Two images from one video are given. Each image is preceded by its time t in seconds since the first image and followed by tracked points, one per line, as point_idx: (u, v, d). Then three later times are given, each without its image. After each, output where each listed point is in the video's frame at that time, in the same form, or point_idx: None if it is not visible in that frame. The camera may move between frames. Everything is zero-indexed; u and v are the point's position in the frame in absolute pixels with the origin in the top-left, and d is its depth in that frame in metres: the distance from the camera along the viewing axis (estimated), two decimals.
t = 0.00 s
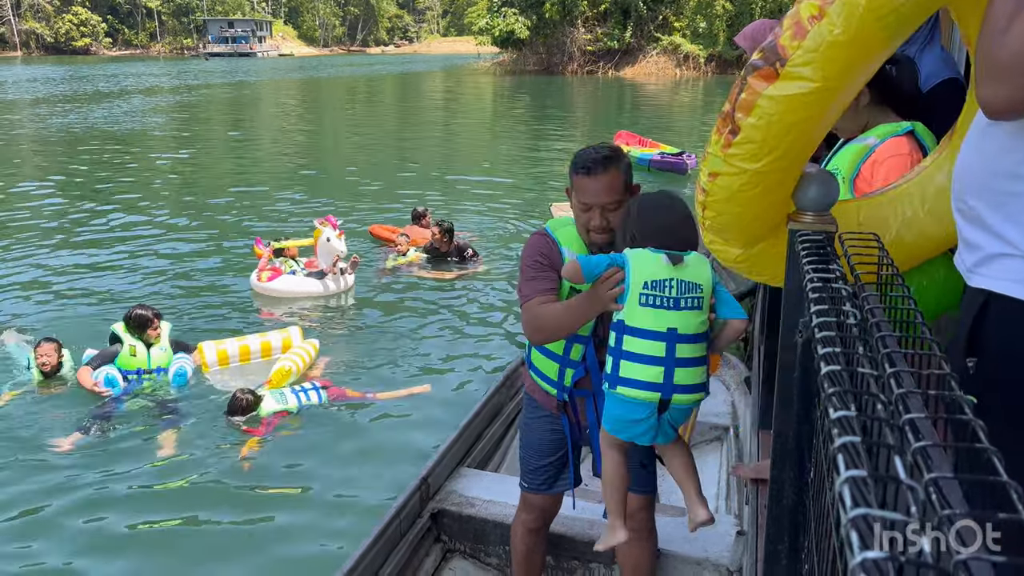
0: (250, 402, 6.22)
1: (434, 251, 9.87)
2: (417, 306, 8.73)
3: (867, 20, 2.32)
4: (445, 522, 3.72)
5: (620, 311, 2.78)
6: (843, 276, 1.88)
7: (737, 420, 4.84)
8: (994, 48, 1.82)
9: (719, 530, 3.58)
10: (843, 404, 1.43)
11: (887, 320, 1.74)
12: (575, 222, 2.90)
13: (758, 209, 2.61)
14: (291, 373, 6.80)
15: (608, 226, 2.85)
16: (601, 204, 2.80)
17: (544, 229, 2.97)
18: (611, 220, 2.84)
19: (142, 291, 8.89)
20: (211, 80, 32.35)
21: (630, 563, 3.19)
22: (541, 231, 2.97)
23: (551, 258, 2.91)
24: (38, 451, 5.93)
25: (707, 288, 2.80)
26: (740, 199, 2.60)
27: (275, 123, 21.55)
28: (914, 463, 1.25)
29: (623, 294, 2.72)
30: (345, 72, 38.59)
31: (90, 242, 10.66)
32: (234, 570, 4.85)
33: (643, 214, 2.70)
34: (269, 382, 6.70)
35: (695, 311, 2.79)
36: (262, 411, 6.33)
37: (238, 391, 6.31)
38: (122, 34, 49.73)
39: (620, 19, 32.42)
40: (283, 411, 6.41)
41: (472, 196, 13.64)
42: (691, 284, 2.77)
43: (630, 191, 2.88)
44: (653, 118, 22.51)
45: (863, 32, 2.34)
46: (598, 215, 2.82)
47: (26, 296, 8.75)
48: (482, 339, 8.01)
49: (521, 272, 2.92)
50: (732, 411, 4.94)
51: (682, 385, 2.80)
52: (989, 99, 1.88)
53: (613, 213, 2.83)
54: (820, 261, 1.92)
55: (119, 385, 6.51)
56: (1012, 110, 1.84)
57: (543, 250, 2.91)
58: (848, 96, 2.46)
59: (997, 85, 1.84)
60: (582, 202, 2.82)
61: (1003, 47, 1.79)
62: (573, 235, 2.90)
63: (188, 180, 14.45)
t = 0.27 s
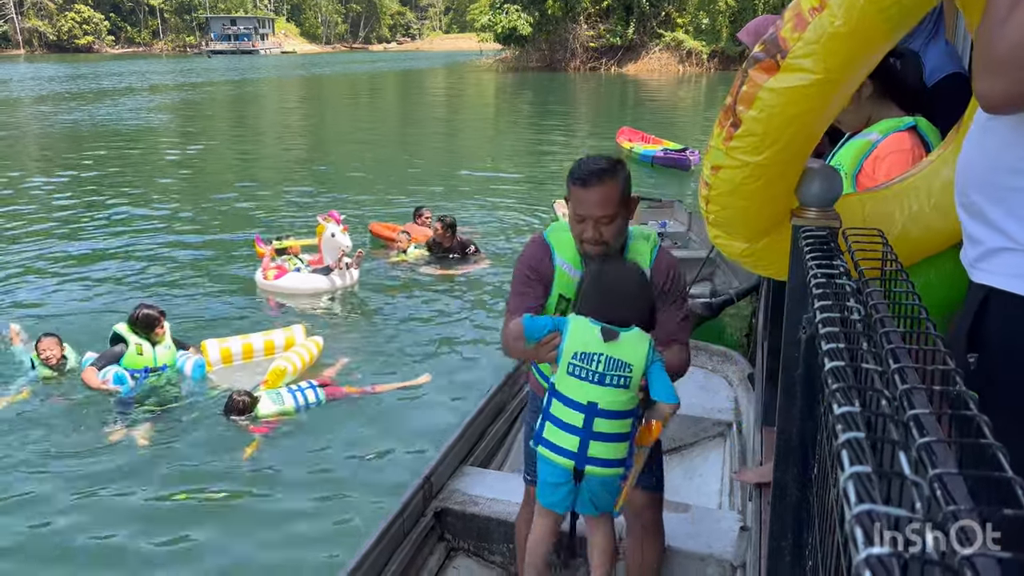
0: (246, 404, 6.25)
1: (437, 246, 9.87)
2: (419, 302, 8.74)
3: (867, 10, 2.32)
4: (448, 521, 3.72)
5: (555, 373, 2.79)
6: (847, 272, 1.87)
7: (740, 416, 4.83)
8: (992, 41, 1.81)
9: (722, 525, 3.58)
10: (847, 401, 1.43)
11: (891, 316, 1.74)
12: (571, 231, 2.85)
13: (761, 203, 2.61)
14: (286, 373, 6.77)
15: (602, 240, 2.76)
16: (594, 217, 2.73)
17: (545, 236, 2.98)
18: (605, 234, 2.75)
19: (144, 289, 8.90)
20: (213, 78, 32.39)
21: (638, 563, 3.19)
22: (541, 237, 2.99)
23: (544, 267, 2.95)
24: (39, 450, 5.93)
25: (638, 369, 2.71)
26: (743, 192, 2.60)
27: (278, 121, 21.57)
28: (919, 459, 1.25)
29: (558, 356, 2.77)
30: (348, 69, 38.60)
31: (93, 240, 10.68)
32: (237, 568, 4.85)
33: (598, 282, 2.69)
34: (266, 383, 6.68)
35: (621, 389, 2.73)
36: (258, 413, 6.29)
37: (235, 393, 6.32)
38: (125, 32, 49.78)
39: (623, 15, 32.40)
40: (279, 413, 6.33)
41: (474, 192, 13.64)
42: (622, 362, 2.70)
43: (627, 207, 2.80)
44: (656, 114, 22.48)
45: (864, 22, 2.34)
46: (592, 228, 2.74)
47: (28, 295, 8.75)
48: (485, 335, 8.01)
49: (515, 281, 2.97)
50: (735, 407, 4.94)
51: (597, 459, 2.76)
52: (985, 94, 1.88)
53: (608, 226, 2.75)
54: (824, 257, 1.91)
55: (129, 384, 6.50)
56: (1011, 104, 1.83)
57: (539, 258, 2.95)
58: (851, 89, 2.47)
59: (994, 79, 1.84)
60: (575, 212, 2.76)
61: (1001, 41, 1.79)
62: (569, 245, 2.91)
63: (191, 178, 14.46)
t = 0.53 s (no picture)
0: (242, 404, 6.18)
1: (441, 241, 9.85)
2: (421, 299, 8.73)
3: None
4: (451, 518, 3.73)
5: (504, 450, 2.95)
6: (850, 269, 1.87)
7: (742, 412, 4.83)
8: (992, 36, 1.81)
9: (724, 522, 3.58)
10: (850, 396, 1.43)
11: (895, 312, 1.73)
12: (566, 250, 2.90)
13: (765, 196, 2.61)
14: (282, 373, 6.67)
15: (594, 261, 2.82)
16: (590, 238, 2.78)
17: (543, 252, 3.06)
18: (599, 255, 2.81)
19: (146, 286, 8.90)
20: (215, 76, 32.40)
21: (642, 561, 3.18)
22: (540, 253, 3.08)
23: (540, 285, 3.06)
24: (41, 447, 5.93)
25: (577, 457, 2.78)
26: (746, 185, 2.60)
27: (280, 118, 21.58)
28: (922, 455, 1.24)
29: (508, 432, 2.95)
30: (350, 67, 38.57)
31: (96, 237, 10.69)
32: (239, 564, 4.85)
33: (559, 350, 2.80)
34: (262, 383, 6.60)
35: (561, 475, 2.81)
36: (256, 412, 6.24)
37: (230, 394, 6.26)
38: (127, 30, 49.81)
39: (625, 11, 32.34)
40: (277, 410, 6.30)
41: (476, 189, 13.63)
42: (560, 448, 2.79)
43: (623, 231, 2.85)
44: (658, 111, 22.44)
45: (865, 15, 2.35)
46: (586, 250, 2.80)
47: (30, 292, 8.76)
48: (487, 332, 8.01)
49: (515, 297, 3.11)
50: (737, 404, 4.94)
51: (535, 538, 2.86)
52: (985, 88, 1.87)
53: (602, 248, 2.80)
54: (827, 253, 1.91)
55: (133, 381, 6.52)
56: (1012, 99, 1.83)
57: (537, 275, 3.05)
58: (853, 83, 2.47)
59: (993, 74, 1.84)
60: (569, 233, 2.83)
61: (1001, 35, 1.78)
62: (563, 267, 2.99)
63: (193, 175, 14.47)
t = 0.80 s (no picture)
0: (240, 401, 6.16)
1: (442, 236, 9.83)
2: (423, 296, 8.73)
3: None
4: (453, 516, 3.72)
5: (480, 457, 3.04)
6: (853, 265, 1.86)
7: (743, 408, 4.83)
8: (996, 30, 1.80)
9: (726, 519, 3.57)
10: (853, 392, 1.42)
11: (897, 309, 1.73)
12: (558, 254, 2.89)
13: (767, 191, 2.60)
14: (277, 370, 6.60)
15: (587, 263, 2.80)
16: (582, 240, 2.77)
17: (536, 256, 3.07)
18: (592, 257, 2.79)
19: (147, 285, 8.88)
20: (217, 74, 32.40)
21: (641, 559, 3.18)
22: (532, 260, 3.08)
23: (532, 292, 3.07)
24: (42, 446, 5.93)
25: (547, 461, 2.83)
26: (748, 178, 2.60)
27: (282, 116, 21.59)
28: (926, 451, 1.23)
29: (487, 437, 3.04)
30: (351, 64, 38.57)
31: (97, 235, 10.70)
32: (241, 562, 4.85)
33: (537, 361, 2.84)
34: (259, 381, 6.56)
35: (531, 480, 2.86)
36: (253, 410, 6.21)
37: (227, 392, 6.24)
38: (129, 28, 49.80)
39: (627, 8, 32.29)
40: (276, 406, 6.29)
41: (478, 186, 13.62)
42: (532, 452, 2.85)
43: (616, 235, 2.85)
44: (661, 108, 22.39)
45: (866, 8, 2.35)
46: (578, 252, 2.79)
47: (31, 290, 8.75)
48: (488, 329, 8.00)
49: (509, 301, 3.12)
50: (738, 400, 4.93)
51: (506, 545, 2.94)
52: (989, 82, 1.87)
53: (595, 249, 2.79)
54: (830, 250, 1.91)
55: (128, 376, 6.56)
56: (1015, 94, 1.82)
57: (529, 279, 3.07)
58: (854, 77, 2.46)
59: (997, 68, 1.83)
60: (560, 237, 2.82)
61: (1005, 29, 1.78)
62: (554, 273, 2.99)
63: (194, 173, 14.48)
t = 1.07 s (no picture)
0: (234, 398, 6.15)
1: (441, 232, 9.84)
2: (423, 295, 8.73)
3: None
4: (452, 513, 3.72)
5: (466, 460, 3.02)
6: (852, 263, 1.86)
7: (743, 405, 4.83)
8: (997, 28, 1.80)
9: (725, 515, 3.58)
10: (852, 391, 1.42)
11: (897, 307, 1.73)
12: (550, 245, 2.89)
13: (765, 188, 2.60)
14: (271, 369, 6.61)
15: (580, 253, 2.80)
16: (576, 229, 2.78)
17: (527, 251, 3.08)
18: (585, 246, 2.80)
19: (146, 284, 8.87)
20: (217, 72, 32.33)
21: (639, 556, 3.18)
22: (523, 253, 3.09)
23: (524, 286, 3.07)
24: (42, 446, 5.92)
25: (522, 461, 2.78)
26: (747, 175, 2.60)
27: (282, 114, 21.56)
28: (926, 450, 1.23)
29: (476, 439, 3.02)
30: (351, 62, 38.50)
31: (97, 234, 10.69)
32: (242, 562, 4.85)
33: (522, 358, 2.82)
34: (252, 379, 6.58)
35: (509, 480, 2.82)
36: (250, 405, 6.23)
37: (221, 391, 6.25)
38: (129, 26, 49.73)
39: (627, 6, 32.24)
40: (272, 401, 6.33)
41: (478, 184, 13.61)
42: (509, 453, 2.81)
43: (609, 227, 2.86)
44: (661, 105, 22.36)
45: (865, 5, 2.35)
46: (571, 241, 2.80)
47: (30, 290, 8.73)
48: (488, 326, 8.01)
49: (501, 297, 3.13)
50: (737, 397, 4.94)
51: (493, 545, 2.91)
52: (991, 81, 1.87)
53: (588, 239, 2.80)
54: (829, 249, 1.90)
55: (114, 372, 6.59)
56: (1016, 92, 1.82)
57: (520, 273, 3.07)
58: (852, 74, 2.46)
59: (997, 67, 1.83)
60: (552, 227, 2.83)
61: (1006, 28, 1.78)
62: (546, 268, 3.00)
63: (194, 172, 14.46)
